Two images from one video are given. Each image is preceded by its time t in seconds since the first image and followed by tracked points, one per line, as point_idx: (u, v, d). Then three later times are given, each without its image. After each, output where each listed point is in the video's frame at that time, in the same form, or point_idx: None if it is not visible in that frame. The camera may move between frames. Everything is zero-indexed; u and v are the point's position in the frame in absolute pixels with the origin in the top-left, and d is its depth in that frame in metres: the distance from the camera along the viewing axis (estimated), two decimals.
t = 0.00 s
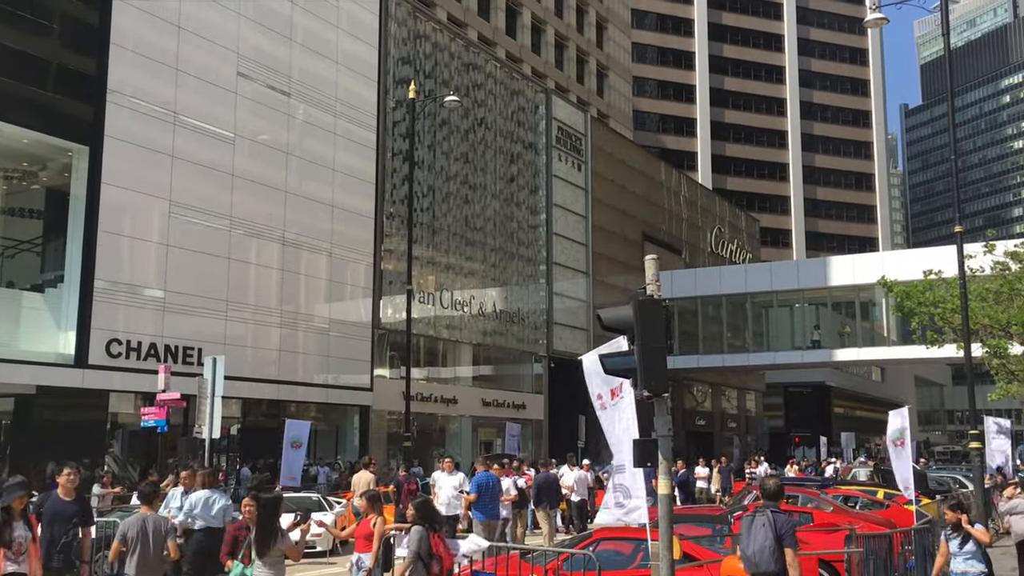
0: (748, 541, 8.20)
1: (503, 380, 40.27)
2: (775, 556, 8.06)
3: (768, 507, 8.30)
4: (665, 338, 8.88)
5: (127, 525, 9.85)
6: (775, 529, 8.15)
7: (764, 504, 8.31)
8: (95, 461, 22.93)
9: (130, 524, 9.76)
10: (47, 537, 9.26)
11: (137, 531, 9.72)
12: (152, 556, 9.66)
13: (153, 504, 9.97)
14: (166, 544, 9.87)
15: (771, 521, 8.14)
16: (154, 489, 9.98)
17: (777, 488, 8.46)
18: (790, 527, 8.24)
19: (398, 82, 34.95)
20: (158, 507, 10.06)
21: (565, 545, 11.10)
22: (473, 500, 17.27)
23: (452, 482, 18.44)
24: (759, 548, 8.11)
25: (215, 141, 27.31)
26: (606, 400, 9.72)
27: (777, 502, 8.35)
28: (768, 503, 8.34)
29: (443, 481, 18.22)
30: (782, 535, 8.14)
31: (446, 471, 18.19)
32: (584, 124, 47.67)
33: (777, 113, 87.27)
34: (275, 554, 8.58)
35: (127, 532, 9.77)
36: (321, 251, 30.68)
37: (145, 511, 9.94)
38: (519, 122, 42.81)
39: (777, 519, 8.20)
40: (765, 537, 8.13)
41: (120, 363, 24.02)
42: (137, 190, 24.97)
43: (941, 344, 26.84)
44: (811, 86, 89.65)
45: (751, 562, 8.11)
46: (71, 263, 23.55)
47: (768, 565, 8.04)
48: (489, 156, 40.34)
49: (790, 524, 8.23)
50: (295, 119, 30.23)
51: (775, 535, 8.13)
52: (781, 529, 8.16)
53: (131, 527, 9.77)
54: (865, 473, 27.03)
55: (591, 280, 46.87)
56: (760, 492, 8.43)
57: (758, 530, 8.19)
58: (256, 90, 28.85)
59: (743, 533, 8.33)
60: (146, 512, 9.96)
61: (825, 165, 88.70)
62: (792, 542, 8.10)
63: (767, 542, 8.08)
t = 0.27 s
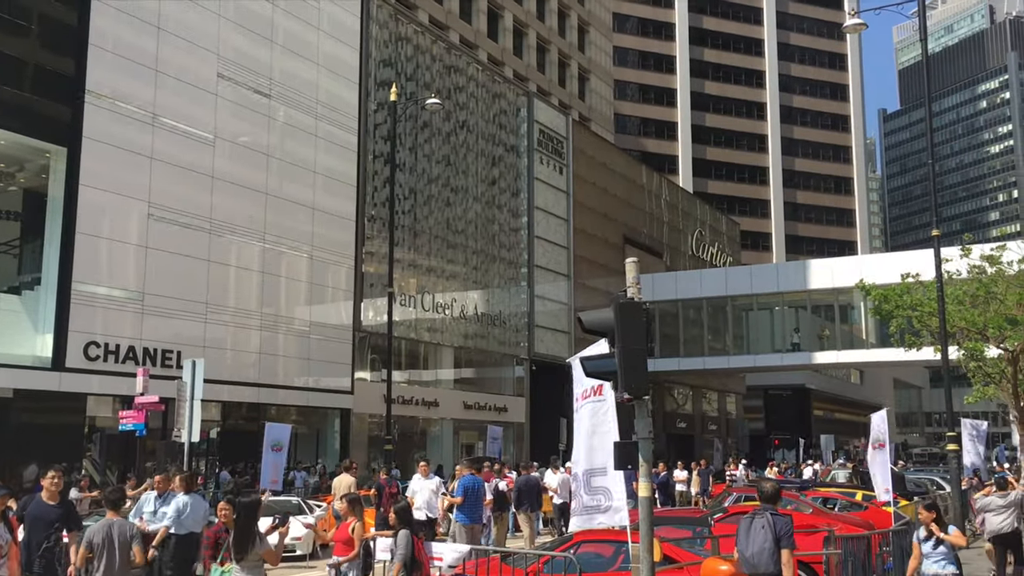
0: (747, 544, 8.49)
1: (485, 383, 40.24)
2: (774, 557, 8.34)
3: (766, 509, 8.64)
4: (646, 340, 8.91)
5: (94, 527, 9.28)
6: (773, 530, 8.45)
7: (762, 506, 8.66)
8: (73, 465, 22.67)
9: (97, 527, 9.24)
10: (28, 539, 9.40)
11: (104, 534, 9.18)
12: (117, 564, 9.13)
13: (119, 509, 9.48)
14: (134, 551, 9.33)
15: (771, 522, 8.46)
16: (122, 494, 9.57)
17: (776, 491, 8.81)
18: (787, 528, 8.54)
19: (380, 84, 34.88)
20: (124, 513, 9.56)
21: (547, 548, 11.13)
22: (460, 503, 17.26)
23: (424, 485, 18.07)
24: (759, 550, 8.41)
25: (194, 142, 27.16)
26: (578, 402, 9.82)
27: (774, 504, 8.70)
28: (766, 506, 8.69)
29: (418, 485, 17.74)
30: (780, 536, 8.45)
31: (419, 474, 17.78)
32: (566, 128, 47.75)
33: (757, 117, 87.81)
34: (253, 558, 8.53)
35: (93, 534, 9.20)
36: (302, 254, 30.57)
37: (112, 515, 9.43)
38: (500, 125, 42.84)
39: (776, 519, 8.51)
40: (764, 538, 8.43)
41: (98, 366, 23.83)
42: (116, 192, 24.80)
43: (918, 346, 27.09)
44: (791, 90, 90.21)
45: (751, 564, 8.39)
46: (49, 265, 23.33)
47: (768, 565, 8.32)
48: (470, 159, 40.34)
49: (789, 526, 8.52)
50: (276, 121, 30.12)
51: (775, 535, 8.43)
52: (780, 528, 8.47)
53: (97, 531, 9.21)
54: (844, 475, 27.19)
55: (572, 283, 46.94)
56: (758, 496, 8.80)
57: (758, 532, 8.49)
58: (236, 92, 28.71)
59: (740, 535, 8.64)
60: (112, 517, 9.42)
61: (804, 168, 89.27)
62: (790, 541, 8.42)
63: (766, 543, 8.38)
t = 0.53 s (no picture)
0: (754, 544, 8.73)
1: (467, 385, 40.21)
2: (781, 557, 8.59)
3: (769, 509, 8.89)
4: (627, 342, 8.92)
5: (63, 528, 9.25)
6: (780, 531, 8.70)
7: (766, 507, 8.90)
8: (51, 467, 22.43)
9: (65, 528, 9.21)
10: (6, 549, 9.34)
11: (72, 534, 9.18)
12: (84, 563, 9.16)
13: (85, 509, 9.45)
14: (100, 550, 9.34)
15: (776, 522, 8.72)
16: (87, 494, 9.56)
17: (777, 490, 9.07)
18: (790, 527, 8.83)
19: (361, 85, 34.77)
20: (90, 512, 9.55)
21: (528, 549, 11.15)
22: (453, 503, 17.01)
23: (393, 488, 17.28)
24: (767, 550, 8.65)
25: (174, 143, 26.99)
26: (557, 403, 9.81)
27: (776, 504, 8.95)
28: (768, 505, 8.93)
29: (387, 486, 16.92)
30: (786, 535, 8.71)
31: (390, 476, 17.11)
32: (548, 129, 47.77)
33: (738, 120, 88.23)
34: (232, 561, 8.46)
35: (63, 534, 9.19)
36: (283, 255, 30.45)
37: (79, 515, 9.38)
38: (482, 126, 42.81)
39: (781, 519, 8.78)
40: (772, 538, 8.67)
41: (76, 368, 23.63)
42: (95, 192, 24.60)
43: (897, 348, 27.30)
44: (772, 93, 90.67)
45: (759, 563, 8.63)
46: (26, 266, 23.02)
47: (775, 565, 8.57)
48: (452, 160, 40.29)
49: (791, 525, 8.81)
50: (257, 121, 29.97)
51: (781, 536, 8.68)
52: (785, 528, 8.74)
53: (64, 531, 9.20)
54: (823, 476, 27.34)
55: (554, 284, 46.98)
56: (759, 495, 9.02)
57: (764, 533, 8.73)
58: (216, 92, 28.55)
59: (746, 536, 8.87)
60: (78, 517, 9.38)
61: (785, 171, 89.79)
62: (795, 540, 8.70)
63: (774, 543, 8.62)
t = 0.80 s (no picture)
0: (749, 543, 8.81)
1: (448, 385, 40.18)
2: (777, 555, 8.67)
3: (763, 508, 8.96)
4: (607, 342, 8.94)
5: (37, 528, 9.15)
6: (775, 529, 8.77)
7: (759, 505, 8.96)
8: (27, 467, 22.27)
9: (39, 528, 9.10)
10: None
11: (48, 533, 9.09)
12: (61, 562, 9.13)
13: (59, 508, 9.34)
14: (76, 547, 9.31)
15: (771, 520, 8.77)
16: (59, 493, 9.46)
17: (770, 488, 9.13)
18: (784, 525, 8.90)
19: (343, 84, 34.66)
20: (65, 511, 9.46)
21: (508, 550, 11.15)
22: (444, 502, 17.24)
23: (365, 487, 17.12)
24: (762, 548, 8.72)
25: (154, 141, 26.81)
26: (539, 402, 9.79)
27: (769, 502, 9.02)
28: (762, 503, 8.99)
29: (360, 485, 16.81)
30: (781, 534, 8.79)
31: (361, 476, 16.95)
32: (530, 130, 47.80)
33: (720, 122, 88.63)
34: (210, 562, 8.40)
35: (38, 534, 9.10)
36: (264, 255, 30.32)
37: (52, 515, 9.27)
38: (465, 126, 42.78)
39: (775, 518, 8.84)
40: (767, 536, 8.75)
41: (54, 368, 23.43)
42: (73, 190, 24.40)
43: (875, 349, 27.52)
44: (754, 95, 91.13)
45: (755, 562, 8.71)
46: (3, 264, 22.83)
47: (770, 563, 8.66)
48: (434, 160, 40.24)
49: (785, 523, 8.89)
50: (238, 120, 29.82)
51: (776, 534, 8.76)
52: (780, 526, 8.81)
53: (39, 531, 9.10)
54: (802, 476, 27.50)
55: (536, 285, 47.01)
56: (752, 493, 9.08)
57: (759, 531, 8.80)
58: (197, 90, 28.39)
59: (741, 534, 8.95)
60: (52, 517, 9.27)
61: (766, 173, 90.27)
62: (790, 538, 8.78)
63: (769, 542, 8.70)
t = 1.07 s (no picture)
0: (734, 542, 8.94)
1: (429, 384, 40.14)
2: (761, 554, 8.79)
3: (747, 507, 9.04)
4: (587, 342, 8.95)
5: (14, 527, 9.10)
6: (759, 528, 8.88)
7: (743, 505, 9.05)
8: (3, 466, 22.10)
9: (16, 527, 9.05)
10: None
11: (25, 533, 9.04)
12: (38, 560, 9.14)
13: (36, 507, 9.29)
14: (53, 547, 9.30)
15: (756, 521, 8.88)
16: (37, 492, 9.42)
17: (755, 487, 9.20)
18: (769, 523, 9.00)
19: (325, 82, 34.53)
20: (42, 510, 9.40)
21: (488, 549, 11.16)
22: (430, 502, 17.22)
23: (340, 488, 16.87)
24: (745, 548, 8.84)
25: (134, 137, 26.63)
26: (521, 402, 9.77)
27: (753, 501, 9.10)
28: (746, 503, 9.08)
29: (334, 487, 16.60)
30: (765, 532, 8.89)
31: (337, 477, 16.74)
32: (513, 129, 47.80)
33: (701, 123, 88.99)
34: (188, 561, 8.38)
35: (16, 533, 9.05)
36: (244, 252, 30.17)
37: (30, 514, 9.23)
38: (447, 126, 42.73)
39: (759, 518, 8.94)
40: (750, 536, 8.86)
41: (31, 365, 23.22)
42: (51, 186, 24.19)
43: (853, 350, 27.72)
44: (735, 97, 91.55)
45: (739, 561, 8.84)
46: None
47: (754, 561, 8.78)
48: (416, 159, 40.17)
49: (769, 521, 8.99)
50: (218, 117, 29.66)
51: (760, 533, 8.87)
52: (764, 526, 8.91)
53: (17, 530, 9.05)
54: (781, 476, 27.64)
55: (518, 285, 47.03)
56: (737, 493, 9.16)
57: (744, 531, 8.91)
58: (177, 87, 28.22)
59: (726, 533, 9.07)
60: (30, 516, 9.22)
61: (747, 174, 90.71)
62: (774, 536, 8.89)
63: (753, 542, 8.82)
